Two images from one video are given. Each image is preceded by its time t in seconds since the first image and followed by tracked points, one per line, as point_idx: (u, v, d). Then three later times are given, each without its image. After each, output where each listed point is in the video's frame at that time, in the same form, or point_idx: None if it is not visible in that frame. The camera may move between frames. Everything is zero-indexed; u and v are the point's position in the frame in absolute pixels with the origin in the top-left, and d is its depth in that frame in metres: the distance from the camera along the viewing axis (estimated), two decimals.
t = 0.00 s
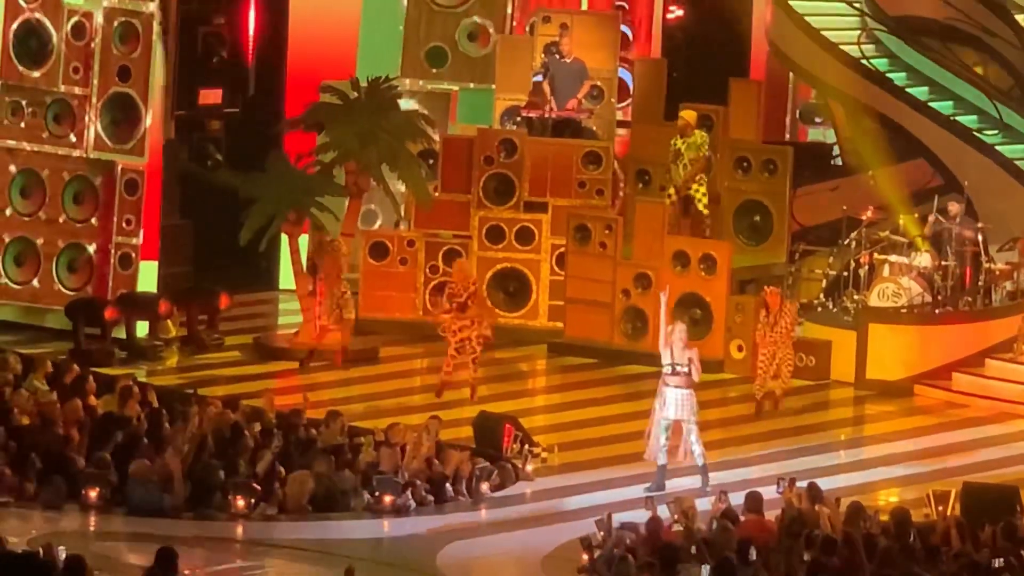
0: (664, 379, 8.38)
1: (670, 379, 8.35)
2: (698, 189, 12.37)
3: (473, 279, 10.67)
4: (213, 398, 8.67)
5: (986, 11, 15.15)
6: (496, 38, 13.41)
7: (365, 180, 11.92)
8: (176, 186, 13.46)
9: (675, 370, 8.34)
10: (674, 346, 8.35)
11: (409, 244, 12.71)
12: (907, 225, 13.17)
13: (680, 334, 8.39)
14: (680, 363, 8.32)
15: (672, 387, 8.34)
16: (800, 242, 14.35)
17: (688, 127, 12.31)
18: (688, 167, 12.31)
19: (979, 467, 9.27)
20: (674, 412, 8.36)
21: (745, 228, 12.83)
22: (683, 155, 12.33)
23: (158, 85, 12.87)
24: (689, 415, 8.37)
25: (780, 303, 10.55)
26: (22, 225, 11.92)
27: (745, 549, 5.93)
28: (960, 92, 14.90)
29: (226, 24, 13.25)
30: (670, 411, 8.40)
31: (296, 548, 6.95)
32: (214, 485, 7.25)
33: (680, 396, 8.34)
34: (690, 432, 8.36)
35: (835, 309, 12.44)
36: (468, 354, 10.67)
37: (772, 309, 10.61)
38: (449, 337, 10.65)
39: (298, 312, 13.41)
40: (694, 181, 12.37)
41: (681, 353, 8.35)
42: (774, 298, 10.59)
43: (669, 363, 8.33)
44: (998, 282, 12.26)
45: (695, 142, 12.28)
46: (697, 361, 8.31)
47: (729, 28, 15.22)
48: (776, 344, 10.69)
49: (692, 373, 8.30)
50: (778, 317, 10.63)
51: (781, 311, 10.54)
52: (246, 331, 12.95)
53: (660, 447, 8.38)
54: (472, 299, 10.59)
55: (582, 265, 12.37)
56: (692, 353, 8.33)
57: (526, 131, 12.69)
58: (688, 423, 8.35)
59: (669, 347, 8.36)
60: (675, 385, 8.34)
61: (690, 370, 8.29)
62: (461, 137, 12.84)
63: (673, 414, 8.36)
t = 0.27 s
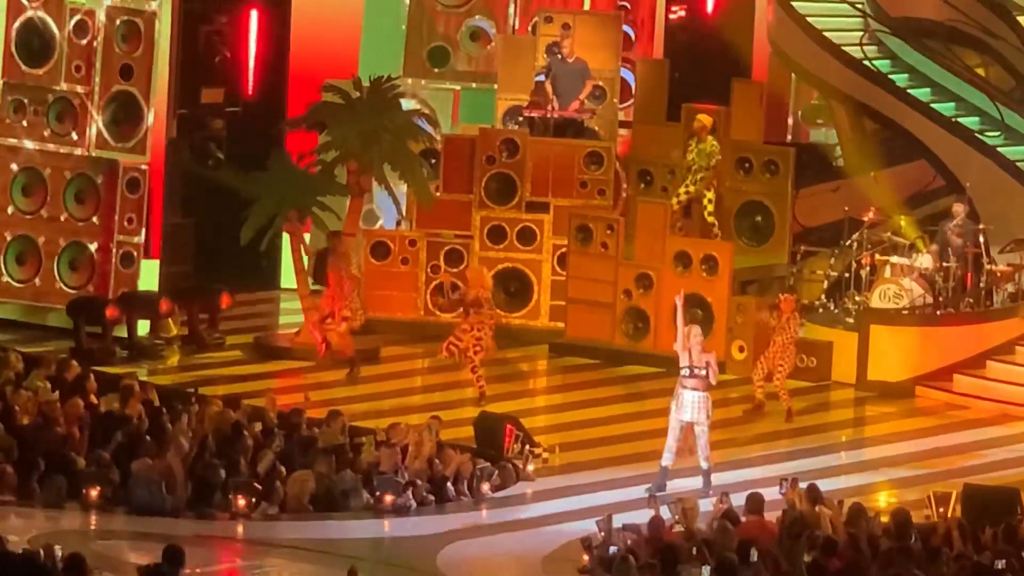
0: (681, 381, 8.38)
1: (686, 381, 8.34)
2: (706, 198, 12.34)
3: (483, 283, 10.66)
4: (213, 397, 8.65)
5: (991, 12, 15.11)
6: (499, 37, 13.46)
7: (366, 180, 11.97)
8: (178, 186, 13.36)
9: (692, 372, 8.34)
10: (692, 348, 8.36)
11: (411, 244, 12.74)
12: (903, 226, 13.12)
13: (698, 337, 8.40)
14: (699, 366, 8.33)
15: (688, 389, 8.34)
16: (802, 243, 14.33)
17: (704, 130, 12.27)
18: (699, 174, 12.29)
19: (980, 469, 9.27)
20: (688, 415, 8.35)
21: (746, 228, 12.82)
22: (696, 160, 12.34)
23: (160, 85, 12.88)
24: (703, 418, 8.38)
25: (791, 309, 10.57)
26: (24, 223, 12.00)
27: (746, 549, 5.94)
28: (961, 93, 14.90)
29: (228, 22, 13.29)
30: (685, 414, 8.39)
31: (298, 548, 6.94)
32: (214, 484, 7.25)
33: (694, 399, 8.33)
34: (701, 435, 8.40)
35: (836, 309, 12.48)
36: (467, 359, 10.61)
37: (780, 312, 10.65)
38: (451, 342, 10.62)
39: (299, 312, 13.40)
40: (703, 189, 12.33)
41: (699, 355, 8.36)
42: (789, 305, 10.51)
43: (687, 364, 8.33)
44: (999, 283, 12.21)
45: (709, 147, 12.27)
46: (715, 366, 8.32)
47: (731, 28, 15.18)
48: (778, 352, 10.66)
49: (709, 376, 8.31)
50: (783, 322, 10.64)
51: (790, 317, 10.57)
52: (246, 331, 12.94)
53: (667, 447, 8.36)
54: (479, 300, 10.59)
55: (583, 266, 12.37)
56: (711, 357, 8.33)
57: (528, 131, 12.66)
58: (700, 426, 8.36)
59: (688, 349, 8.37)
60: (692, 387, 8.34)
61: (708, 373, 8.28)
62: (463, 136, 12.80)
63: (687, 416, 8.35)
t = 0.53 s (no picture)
0: (690, 379, 8.42)
1: (696, 380, 8.38)
2: (700, 193, 12.42)
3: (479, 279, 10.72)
4: (212, 397, 8.65)
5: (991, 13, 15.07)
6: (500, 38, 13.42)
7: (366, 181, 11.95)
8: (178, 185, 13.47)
9: (702, 372, 8.37)
10: (704, 349, 8.40)
11: (410, 244, 12.69)
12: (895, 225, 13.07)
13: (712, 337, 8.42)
14: (711, 366, 8.36)
15: (697, 388, 8.38)
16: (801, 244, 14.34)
17: (700, 125, 12.27)
18: (693, 169, 12.34)
19: (979, 469, 9.27)
20: (695, 414, 8.39)
21: (745, 228, 12.82)
22: (690, 153, 12.40)
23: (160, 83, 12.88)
24: (711, 418, 8.41)
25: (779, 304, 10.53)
26: (23, 223, 11.93)
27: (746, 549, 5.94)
28: (962, 94, 14.86)
29: (228, 22, 13.25)
30: (691, 412, 8.43)
31: (297, 548, 6.94)
32: (213, 484, 7.29)
33: (701, 398, 8.37)
34: (707, 436, 8.43)
35: (836, 309, 12.56)
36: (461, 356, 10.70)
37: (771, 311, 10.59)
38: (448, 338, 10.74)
39: (298, 312, 13.40)
40: (697, 183, 12.44)
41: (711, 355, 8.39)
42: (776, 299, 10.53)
43: (698, 363, 8.36)
44: (998, 283, 12.26)
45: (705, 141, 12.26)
46: (724, 366, 8.35)
47: (730, 28, 15.18)
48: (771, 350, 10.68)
49: (718, 377, 8.34)
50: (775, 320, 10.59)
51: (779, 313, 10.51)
52: (245, 331, 12.94)
53: (674, 446, 8.38)
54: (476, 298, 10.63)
55: (583, 266, 12.39)
56: (721, 357, 8.36)
57: (528, 132, 12.68)
58: (707, 426, 8.40)
59: (700, 347, 8.40)
60: (701, 386, 8.37)
61: (718, 374, 8.32)
62: (463, 137, 12.85)
63: (693, 415, 8.39)
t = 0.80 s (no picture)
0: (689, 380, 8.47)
1: (692, 381, 8.42)
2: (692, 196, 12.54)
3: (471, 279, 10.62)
4: (210, 402, 8.65)
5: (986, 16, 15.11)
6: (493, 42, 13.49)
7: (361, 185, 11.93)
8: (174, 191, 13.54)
9: (699, 373, 8.41)
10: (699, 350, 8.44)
11: (405, 248, 12.73)
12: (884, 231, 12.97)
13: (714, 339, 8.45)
14: (707, 367, 8.40)
15: (692, 389, 8.42)
16: (796, 246, 14.35)
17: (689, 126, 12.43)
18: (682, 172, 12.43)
19: (975, 471, 9.28)
20: (691, 415, 8.43)
21: (740, 231, 12.84)
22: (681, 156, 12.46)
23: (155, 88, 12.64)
24: (706, 420, 8.44)
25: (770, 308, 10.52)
26: (18, 228, 12.12)
27: (742, 551, 5.95)
28: (955, 96, 14.92)
29: (222, 27, 13.39)
30: (688, 414, 8.45)
31: (294, 553, 6.94)
32: (209, 489, 7.25)
33: (696, 399, 8.41)
34: (703, 438, 8.45)
35: (831, 312, 12.39)
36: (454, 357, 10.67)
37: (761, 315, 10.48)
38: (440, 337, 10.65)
39: (293, 316, 13.40)
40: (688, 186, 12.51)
41: (711, 357, 8.42)
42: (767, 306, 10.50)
43: (696, 363, 8.42)
44: (994, 285, 12.21)
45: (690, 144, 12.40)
46: (719, 368, 8.37)
47: (723, 31, 15.21)
48: (764, 352, 10.57)
49: (713, 379, 8.36)
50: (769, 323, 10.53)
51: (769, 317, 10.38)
52: (240, 336, 12.94)
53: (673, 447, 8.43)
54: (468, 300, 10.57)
55: (577, 269, 12.38)
56: (718, 359, 8.39)
57: (522, 135, 12.72)
58: (700, 427, 8.42)
59: (699, 348, 8.45)
60: (697, 388, 8.41)
61: (712, 375, 8.34)
62: (457, 142, 12.86)
63: (688, 416, 8.43)
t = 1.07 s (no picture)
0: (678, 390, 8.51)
1: (681, 390, 8.47)
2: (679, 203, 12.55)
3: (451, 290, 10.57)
4: (199, 410, 8.64)
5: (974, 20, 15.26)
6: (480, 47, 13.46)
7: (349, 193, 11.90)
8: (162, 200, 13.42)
9: (687, 382, 8.45)
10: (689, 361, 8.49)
11: (394, 255, 12.73)
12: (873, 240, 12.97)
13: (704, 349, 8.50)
14: (695, 377, 8.44)
15: (680, 397, 8.48)
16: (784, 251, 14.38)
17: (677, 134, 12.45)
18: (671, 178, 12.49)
19: (964, 476, 9.29)
20: (680, 423, 8.49)
21: (729, 236, 12.84)
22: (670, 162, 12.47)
23: (142, 94, 12.77)
24: (694, 426, 8.49)
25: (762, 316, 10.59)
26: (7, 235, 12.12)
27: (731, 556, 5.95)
28: (942, 100, 15.00)
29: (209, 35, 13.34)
30: (678, 422, 8.51)
31: (286, 561, 6.94)
32: (198, 496, 7.23)
33: (686, 406, 8.48)
34: (692, 444, 8.49)
35: (820, 316, 12.35)
36: (442, 366, 10.64)
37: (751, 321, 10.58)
38: (424, 346, 10.63)
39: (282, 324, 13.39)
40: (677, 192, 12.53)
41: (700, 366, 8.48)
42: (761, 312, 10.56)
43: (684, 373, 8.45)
44: (982, 288, 12.34)
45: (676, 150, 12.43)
46: (706, 378, 8.42)
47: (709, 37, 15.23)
48: (752, 358, 10.64)
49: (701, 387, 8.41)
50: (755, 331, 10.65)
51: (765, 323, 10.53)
52: (229, 344, 12.93)
53: (665, 454, 8.56)
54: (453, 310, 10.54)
55: (566, 275, 12.40)
56: (705, 369, 8.45)
57: (510, 142, 12.69)
58: (691, 434, 8.48)
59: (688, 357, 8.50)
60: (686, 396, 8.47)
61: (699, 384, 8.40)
62: (445, 148, 12.80)
63: (677, 424, 8.50)
